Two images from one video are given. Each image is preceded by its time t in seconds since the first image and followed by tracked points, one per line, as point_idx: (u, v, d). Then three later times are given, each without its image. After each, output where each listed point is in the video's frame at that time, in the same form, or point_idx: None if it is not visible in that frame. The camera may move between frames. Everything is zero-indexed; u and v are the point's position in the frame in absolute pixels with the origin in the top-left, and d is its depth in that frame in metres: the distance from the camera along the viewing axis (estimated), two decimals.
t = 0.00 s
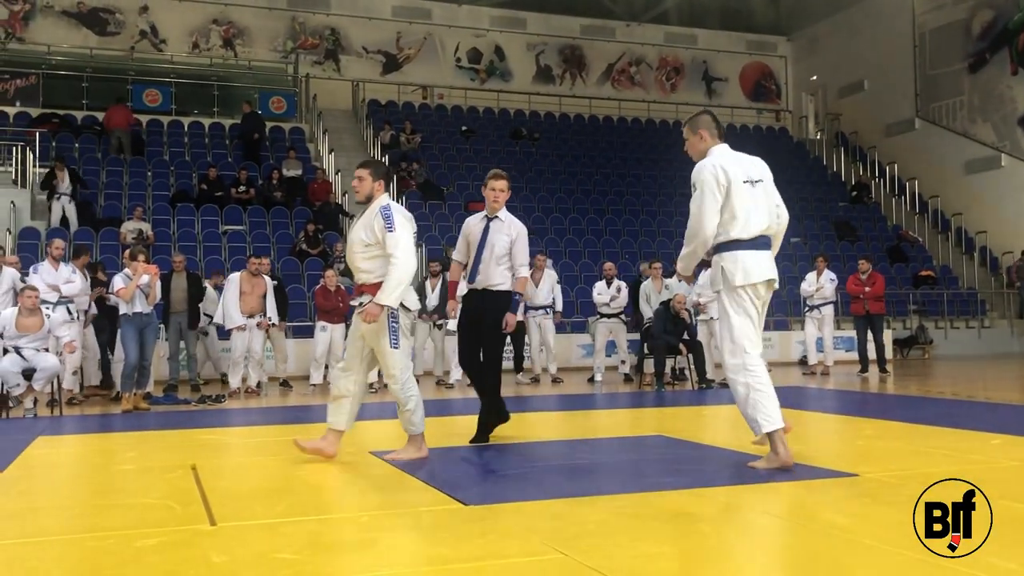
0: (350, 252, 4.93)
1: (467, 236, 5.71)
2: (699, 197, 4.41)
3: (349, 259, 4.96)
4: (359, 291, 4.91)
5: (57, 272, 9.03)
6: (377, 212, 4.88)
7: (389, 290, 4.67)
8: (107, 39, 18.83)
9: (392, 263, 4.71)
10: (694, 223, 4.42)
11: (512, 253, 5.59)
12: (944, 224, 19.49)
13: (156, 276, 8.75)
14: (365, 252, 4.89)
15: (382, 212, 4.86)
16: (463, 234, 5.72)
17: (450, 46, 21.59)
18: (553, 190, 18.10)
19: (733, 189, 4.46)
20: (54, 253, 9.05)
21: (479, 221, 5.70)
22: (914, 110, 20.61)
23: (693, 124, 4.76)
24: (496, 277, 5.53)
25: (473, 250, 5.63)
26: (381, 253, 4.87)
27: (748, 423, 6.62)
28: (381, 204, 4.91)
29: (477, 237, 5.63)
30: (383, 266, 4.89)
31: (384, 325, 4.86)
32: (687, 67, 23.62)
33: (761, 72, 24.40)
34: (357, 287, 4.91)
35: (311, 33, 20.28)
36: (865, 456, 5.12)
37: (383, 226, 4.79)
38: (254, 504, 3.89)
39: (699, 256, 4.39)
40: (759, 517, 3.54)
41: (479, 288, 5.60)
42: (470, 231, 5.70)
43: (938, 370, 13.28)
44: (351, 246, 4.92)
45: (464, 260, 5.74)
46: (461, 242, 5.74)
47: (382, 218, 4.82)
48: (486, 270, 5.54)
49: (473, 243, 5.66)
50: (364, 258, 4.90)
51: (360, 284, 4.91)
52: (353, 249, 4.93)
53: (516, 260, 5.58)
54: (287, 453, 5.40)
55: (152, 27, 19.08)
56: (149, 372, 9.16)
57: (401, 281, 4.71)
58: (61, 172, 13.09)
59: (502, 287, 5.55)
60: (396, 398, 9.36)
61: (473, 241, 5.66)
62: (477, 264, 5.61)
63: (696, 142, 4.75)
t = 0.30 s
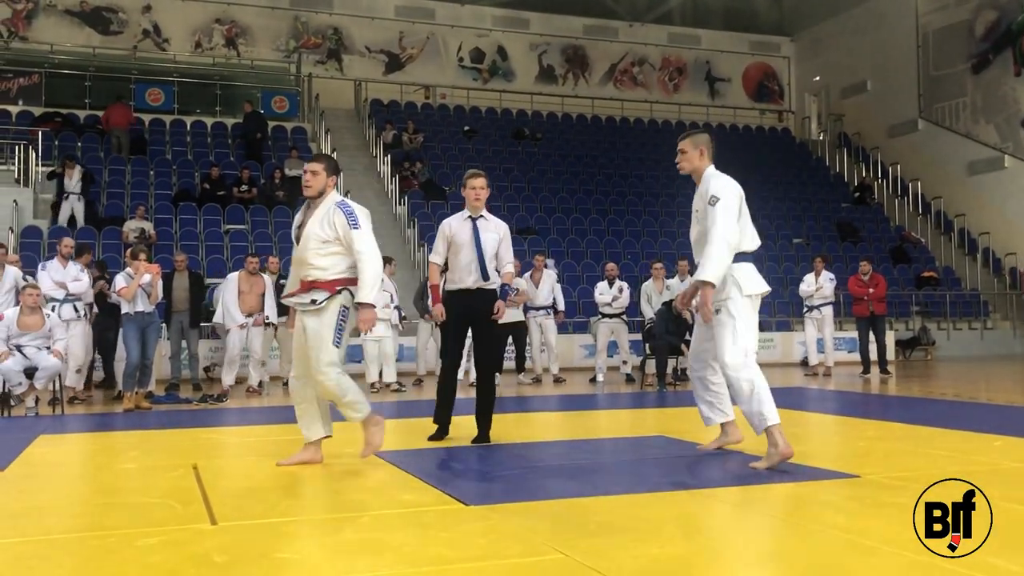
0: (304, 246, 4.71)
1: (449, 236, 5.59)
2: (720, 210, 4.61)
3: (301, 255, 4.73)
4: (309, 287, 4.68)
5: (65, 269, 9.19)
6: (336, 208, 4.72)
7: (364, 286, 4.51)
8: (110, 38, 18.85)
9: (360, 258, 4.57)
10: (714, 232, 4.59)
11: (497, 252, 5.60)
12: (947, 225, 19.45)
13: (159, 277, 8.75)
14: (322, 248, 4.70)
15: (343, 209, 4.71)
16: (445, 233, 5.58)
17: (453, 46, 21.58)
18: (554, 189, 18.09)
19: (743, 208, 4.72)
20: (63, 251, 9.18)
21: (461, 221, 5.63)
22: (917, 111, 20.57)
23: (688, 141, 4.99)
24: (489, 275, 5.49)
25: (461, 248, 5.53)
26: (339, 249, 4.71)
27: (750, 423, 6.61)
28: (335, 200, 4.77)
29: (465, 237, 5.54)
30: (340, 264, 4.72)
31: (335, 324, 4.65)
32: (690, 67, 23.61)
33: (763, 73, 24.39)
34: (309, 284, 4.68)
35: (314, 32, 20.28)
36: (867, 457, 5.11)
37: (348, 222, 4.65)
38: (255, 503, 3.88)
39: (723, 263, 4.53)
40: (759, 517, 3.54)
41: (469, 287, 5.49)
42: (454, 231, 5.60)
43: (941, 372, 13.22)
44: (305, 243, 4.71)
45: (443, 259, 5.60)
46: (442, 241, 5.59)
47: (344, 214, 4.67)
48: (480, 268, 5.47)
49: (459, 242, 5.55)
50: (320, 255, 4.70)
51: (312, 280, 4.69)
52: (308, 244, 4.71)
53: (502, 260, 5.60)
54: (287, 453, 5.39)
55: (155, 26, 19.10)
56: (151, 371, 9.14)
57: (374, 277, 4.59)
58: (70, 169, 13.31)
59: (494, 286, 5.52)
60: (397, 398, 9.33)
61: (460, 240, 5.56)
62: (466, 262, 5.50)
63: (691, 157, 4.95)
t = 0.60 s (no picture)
0: (283, 246, 4.41)
1: (437, 241, 5.56)
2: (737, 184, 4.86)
3: (276, 254, 4.44)
4: (286, 290, 4.40)
5: (78, 268, 9.26)
6: (322, 211, 4.50)
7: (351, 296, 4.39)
8: (118, 37, 18.91)
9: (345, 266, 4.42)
10: (733, 205, 4.84)
11: (486, 252, 5.62)
12: (954, 228, 19.42)
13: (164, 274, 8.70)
14: (303, 251, 4.46)
15: (328, 210, 4.50)
16: (433, 240, 5.54)
17: (460, 47, 21.61)
18: (560, 190, 18.10)
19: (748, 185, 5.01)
20: (77, 250, 9.23)
21: (448, 226, 5.59)
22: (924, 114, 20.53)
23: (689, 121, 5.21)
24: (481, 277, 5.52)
25: (451, 254, 5.52)
26: (318, 253, 4.49)
27: (755, 426, 6.60)
28: (317, 201, 4.54)
29: (454, 242, 5.53)
30: (318, 267, 4.51)
31: (312, 327, 4.42)
32: (697, 69, 23.61)
33: (771, 75, 24.37)
34: (287, 285, 4.40)
35: (321, 32, 20.33)
36: (872, 460, 5.10)
37: (336, 226, 4.46)
38: (262, 502, 3.89)
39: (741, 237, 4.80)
40: (762, 518, 3.57)
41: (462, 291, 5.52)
42: (442, 237, 5.57)
43: (947, 375, 13.20)
44: (286, 242, 4.41)
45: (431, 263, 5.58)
46: (430, 247, 5.55)
47: (331, 217, 4.48)
48: (471, 272, 5.49)
49: (449, 247, 5.54)
50: (299, 257, 4.44)
51: (288, 282, 4.41)
52: (288, 245, 4.42)
53: (491, 260, 5.62)
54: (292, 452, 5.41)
55: (163, 25, 19.17)
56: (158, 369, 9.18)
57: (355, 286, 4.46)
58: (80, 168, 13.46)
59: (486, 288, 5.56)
60: (402, 398, 9.34)
61: (449, 246, 5.54)
62: (457, 267, 5.51)
63: (693, 136, 5.18)
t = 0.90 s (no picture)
0: (274, 234, 4.25)
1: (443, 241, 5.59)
2: (746, 196, 4.83)
3: (264, 243, 4.26)
4: (272, 283, 4.24)
5: (93, 269, 9.39)
6: (314, 203, 4.40)
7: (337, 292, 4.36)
8: (132, 39, 19.02)
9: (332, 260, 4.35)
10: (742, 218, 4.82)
11: (494, 252, 5.61)
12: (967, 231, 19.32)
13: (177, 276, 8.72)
14: (292, 241, 4.31)
15: (319, 203, 4.42)
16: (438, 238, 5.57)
17: (471, 48, 21.61)
18: (571, 192, 18.07)
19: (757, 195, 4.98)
20: (94, 251, 9.38)
21: (455, 226, 5.61)
22: (938, 116, 20.39)
23: (699, 129, 5.17)
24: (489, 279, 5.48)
25: (457, 253, 5.52)
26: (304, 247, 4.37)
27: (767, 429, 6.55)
28: (306, 193, 4.43)
29: (460, 242, 5.54)
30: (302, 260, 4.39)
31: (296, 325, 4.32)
32: (709, 71, 23.56)
33: (783, 77, 24.29)
34: (274, 279, 4.25)
35: (333, 34, 20.36)
36: (884, 464, 5.06)
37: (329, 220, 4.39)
38: (270, 502, 3.88)
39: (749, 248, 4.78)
40: (768, 521, 3.56)
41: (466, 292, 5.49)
42: (448, 237, 5.59)
43: (961, 379, 13.11)
44: (276, 233, 4.25)
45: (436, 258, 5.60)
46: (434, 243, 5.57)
47: (323, 210, 4.40)
48: (475, 272, 5.46)
49: (455, 247, 5.54)
50: (287, 248, 4.29)
51: (274, 276, 4.25)
52: (278, 235, 4.26)
53: (499, 262, 5.63)
54: (302, 452, 5.41)
55: (176, 27, 19.26)
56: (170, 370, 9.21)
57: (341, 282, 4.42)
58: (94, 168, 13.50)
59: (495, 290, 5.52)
60: (413, 399, 9.33)
61: (454, 245, 5.55)
62: (462, 267, 5.50)
63: (703, 145, 5.15)
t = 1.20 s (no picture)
0: (279, 235, 4.18)
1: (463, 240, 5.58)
2: (756, 221, 4.86)
3: (268, 245, 4.16)
4: (277, 287, 4.18)
5: (108, 276, 9.48)
6: (307, 203, 4.37)
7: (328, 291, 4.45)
8: (144, 47, 19.15)
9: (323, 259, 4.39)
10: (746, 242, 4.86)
11: (514, 258, 5.61)
12: (980, 233, 19.21)
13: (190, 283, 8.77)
14: (291, 242, 4.26)
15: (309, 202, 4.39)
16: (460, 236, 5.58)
17: (481, 54, 21.67)
18: (581, 197, 18.05)
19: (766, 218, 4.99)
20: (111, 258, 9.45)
21: (477, 227, 5.61)
22: (949, 118, 20.30)
23: (719, 145, 5.14)
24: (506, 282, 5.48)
25: (475, 254, 5.51)
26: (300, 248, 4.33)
27: (779, 434, 6.52)
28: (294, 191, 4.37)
29: (481, 243, 5.53)
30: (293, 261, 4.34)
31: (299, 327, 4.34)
32: (719, 75, 23.54)
33: (794, 80, 24.26)
34: (277, 282, 4.19)
35: (344, 41, 20.44)
36: (894, 468, 5.05)
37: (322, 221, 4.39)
38: (284, 508, 3.90)
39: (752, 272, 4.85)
40: (779, 524, 3.57)
41: (480, 295, 5.46)
42: (468, 237, 5.59)
43: (975, 383, 13.00)
44: (280, 233, 4.18)
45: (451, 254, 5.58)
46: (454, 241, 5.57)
47: (315, 210, 4.39)
48: (493, 275, 5.45)
49: (474, 247, 5.54)
50: (287, 249, 4.23)
51: (278, 279, 4.19)
52: (281, 236, 4.19)
53: (518, 268, 5.64)
54: (316, 458, 5.42)
55: (188, 35, 19.40)
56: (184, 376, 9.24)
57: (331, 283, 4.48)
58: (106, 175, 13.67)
59: (512, 294, 5.52)
60: (426, 405, 9.33)
61: (474, 245, 5.54)
62: (481, 268, 5.48)
63: (720, 163, 5.11)
